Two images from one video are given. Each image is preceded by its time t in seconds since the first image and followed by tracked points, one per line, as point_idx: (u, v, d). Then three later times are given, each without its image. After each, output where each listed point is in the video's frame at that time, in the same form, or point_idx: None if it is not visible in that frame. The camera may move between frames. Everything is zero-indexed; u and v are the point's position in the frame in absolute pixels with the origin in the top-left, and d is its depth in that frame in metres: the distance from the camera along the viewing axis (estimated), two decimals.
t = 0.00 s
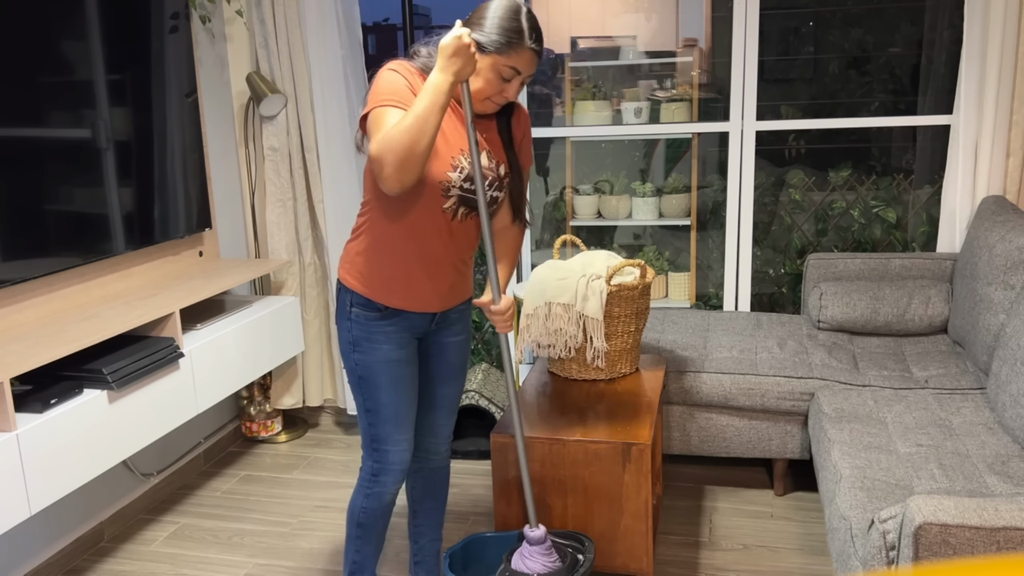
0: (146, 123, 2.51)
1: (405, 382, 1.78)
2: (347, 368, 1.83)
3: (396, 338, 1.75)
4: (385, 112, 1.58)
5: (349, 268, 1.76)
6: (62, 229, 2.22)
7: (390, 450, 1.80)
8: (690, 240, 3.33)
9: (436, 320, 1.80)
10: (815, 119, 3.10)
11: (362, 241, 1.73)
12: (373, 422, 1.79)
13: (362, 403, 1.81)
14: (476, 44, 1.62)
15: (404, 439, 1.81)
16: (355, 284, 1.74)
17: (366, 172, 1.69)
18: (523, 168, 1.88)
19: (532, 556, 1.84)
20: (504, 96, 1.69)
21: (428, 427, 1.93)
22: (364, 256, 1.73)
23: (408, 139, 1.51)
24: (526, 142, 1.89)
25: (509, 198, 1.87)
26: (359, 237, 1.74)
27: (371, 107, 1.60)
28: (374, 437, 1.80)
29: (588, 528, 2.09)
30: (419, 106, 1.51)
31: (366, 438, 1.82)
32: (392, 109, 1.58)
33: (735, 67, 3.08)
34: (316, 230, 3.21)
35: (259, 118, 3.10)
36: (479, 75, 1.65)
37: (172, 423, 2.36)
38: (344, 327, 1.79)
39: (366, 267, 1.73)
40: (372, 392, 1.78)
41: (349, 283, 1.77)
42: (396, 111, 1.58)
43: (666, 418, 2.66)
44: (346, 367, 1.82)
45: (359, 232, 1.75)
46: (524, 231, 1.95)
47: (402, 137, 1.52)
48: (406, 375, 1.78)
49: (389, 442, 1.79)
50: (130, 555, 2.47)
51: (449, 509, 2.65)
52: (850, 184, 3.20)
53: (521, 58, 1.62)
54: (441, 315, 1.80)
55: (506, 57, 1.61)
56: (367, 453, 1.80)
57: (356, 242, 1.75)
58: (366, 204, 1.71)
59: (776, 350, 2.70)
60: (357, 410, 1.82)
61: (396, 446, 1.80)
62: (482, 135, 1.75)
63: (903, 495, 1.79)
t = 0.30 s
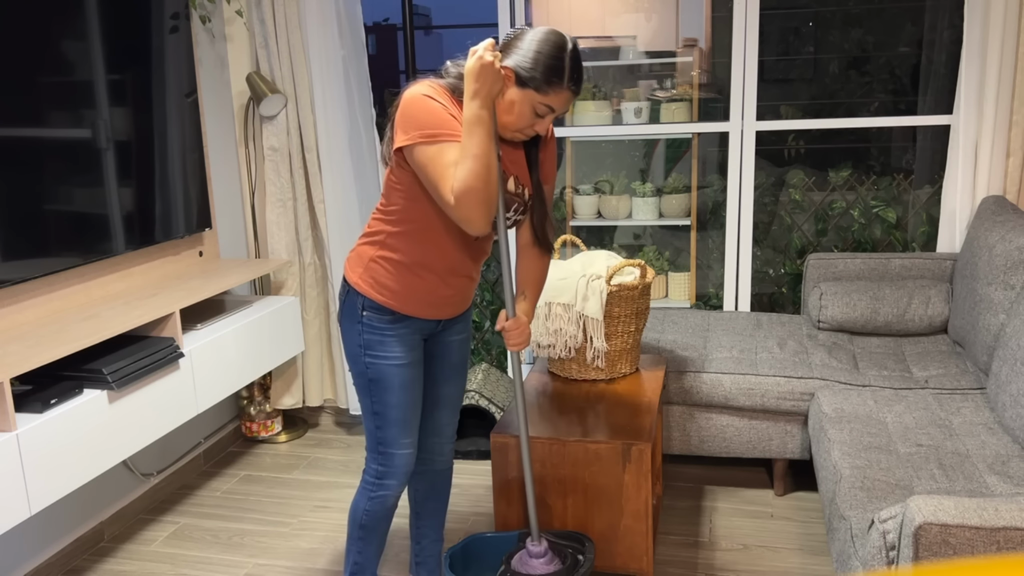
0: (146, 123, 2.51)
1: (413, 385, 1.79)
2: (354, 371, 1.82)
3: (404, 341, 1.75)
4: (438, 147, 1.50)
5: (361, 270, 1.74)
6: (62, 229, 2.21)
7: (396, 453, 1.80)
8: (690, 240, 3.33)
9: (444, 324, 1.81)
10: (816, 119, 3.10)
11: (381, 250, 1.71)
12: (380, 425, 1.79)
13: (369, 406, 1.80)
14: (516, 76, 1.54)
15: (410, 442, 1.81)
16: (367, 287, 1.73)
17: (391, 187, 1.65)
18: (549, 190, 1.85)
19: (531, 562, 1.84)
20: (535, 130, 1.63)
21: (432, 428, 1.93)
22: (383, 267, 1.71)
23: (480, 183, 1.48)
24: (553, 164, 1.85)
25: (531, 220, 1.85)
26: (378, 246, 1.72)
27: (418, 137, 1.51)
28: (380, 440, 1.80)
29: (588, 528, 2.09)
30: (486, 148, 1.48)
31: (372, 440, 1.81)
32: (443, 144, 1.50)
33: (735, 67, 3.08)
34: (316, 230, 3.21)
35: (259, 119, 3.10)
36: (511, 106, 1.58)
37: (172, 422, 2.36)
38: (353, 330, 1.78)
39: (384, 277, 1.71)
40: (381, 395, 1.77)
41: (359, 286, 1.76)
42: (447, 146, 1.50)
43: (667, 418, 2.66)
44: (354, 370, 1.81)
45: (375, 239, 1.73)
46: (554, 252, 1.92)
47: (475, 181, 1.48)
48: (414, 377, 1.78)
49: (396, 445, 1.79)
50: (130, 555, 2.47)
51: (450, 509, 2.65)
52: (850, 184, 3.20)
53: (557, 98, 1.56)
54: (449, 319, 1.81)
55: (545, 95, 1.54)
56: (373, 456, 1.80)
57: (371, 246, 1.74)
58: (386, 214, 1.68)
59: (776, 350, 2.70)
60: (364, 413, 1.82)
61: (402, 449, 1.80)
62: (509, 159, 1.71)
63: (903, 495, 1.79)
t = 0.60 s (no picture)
0: (147, 123, 2.51)
1: (405, 385, 1.79)
2: (344, 376, 1.80)
3: (391, 342, 1.75)
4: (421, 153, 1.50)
5: (342, 276, 1.74)
6: (62, 229, 2.21)
7: (394, 455, 1.79)
8: (690, 241, 3.33)
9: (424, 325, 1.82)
10: (815, 119, 3.10)
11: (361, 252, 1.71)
12: (377, 428, 1.78)
13: (364, 410, 1.78)
14: (500, 79, 1.53)
15: (406, 443, 1.81)
16: (349, 293, 1.73)
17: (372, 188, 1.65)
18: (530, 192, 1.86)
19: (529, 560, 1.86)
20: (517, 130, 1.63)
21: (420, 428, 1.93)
22: (364, 268, 1.71)
23: (464, 188, 1.49)
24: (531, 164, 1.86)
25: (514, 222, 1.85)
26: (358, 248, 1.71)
27: (401, 143, 1.51)
28: (376, 443, 1.79)
29: (588, 528, 2.09)
30: (469, 154, 1.48)
31: (369, 444, 1.80)
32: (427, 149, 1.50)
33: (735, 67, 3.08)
34: (316, 230, 3.21)
35: (259, 118, 3.10)
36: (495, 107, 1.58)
37: (172, 422, 2.36)
38: (338, 336, 1.76)
39: (365, 279, 1.71)
40: (376, 398, 1.76)
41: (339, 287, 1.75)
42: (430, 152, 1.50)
43: (667, 418, 2.66)
44: (343, 375, 1.79)
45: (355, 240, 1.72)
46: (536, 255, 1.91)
47: (460, 186, 1.48)
48: (404, 377, 1.78)
49: (393, 447, 1.79)
50: (130, 555, 2.47)
51: (450, 509, 2.65)
52: (850, 184, 3.21)
53: (541, 98, 1.56)
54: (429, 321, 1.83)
55: (530, 96, 1.54)
56: (372, 460, 1.78)
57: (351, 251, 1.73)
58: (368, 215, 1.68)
59: (776, 350, 2.70)
60: (357, 417, 1.80)
61: (401, 450, 1.79)
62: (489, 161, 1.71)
63: (903, 495, 1.80)
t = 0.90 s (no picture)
0: (146, 123, 2.51)
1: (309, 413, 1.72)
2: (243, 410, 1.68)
3: (297, 371, 1.66)
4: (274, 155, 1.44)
5: (234, 306, 1.60)
6: (62, 229, 2.21)
7: (293, 485, 1.75)
8: (690, 241, 3.33)
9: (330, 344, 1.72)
10: (816, 119, 3.10)
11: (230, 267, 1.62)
12: (279, 460, 1.70)
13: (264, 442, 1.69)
14: (359, 48, 1.49)
15: (304, 470, 1.76)
16: (245, 322, 1.60)
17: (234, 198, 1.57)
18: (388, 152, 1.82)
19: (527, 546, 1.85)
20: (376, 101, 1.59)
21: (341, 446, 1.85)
22: (232, 285, 1.61)
23: (323, 195, 1.44)
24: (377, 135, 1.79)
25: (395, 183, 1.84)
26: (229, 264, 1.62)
27: (259, 151, 1.44)
28: (278, 476, 1.72)
29: (588, 528, 2.09)
30: (324, 161, 1.43)
31: (269, 476, 1.72)
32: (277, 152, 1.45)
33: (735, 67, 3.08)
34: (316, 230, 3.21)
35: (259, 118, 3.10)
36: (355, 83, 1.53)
37: (172, 422, 2.36)
38: (238, 369, 1.63)
39: (231, 296, 1.61)
40: (279, 431, 1.67)
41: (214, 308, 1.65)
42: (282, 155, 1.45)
43: (667, 418, 2.66)
44: (240, 410, 1.67)
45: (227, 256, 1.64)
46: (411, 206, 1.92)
47: (311, 194, 1.44)
48: (308, 406, 1.71)
49: (293, 477, 1.74)
50: (130, 555, 2.47)
51: (450, 509, 2.65)
52: (850, 184, 3.21)
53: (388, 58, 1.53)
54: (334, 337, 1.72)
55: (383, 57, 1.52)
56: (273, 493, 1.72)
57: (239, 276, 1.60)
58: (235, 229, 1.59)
59: (776, 350, 2.70)
60: (255, 452, 1.71)
61: (298, 478, 1.75)
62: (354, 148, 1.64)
63: (903, 495, 1.79)
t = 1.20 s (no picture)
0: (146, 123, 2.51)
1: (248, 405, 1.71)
2: (179, 409, 1.65)
3: (229, 362, 1.66)
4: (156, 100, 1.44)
5: (161, 301, 1.59)
6: (62, 229, 2.21)
7: (243, 479, 1.72)
8: (690, 241, 3.33)
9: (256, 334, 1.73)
10: (816, 119, 3.10)
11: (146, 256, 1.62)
12: (224, 456, 1.67)
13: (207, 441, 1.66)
14: (293, 42, 1.62)
15: (252, 464, 1.73)
16: (176, 314, 1.59)
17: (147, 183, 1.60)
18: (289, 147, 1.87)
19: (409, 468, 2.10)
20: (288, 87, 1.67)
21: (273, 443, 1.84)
22: (148, 274, 1.62)
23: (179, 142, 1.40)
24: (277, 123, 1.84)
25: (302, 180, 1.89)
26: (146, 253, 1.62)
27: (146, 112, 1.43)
28: (225, 473, 1.69)
29: (588, 528, 2.09)
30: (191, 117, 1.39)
31: (215, 475, 1.69)
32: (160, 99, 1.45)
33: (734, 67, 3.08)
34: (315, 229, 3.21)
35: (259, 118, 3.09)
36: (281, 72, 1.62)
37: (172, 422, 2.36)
38: (171, 368, 1.61)
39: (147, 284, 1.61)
40: (221, 425, 1.65)
41: (130, 303, 1.65)
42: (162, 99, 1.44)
43: (666, 418, 2.66)
44: (176, 409, 1.65)
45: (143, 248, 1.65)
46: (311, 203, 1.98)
47: (171, 127, 1.39)
48: (246, 397, 1.70)
49: (241, 471, 1.71)
50: (129, 555, 2.46)
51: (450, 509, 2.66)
52: (850, 184, 3.22)
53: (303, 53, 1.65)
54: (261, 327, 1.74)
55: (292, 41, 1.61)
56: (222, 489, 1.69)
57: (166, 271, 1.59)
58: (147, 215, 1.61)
59: (776, 350, 2.70)
60: (198, 452, 1.68)
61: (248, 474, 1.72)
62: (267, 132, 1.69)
63: (903, 495, 1.79)
